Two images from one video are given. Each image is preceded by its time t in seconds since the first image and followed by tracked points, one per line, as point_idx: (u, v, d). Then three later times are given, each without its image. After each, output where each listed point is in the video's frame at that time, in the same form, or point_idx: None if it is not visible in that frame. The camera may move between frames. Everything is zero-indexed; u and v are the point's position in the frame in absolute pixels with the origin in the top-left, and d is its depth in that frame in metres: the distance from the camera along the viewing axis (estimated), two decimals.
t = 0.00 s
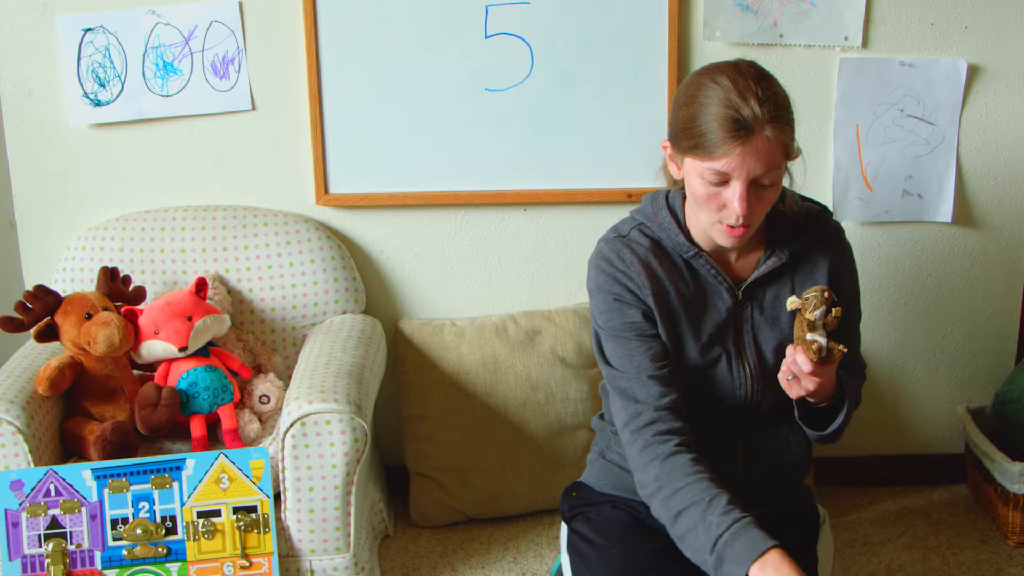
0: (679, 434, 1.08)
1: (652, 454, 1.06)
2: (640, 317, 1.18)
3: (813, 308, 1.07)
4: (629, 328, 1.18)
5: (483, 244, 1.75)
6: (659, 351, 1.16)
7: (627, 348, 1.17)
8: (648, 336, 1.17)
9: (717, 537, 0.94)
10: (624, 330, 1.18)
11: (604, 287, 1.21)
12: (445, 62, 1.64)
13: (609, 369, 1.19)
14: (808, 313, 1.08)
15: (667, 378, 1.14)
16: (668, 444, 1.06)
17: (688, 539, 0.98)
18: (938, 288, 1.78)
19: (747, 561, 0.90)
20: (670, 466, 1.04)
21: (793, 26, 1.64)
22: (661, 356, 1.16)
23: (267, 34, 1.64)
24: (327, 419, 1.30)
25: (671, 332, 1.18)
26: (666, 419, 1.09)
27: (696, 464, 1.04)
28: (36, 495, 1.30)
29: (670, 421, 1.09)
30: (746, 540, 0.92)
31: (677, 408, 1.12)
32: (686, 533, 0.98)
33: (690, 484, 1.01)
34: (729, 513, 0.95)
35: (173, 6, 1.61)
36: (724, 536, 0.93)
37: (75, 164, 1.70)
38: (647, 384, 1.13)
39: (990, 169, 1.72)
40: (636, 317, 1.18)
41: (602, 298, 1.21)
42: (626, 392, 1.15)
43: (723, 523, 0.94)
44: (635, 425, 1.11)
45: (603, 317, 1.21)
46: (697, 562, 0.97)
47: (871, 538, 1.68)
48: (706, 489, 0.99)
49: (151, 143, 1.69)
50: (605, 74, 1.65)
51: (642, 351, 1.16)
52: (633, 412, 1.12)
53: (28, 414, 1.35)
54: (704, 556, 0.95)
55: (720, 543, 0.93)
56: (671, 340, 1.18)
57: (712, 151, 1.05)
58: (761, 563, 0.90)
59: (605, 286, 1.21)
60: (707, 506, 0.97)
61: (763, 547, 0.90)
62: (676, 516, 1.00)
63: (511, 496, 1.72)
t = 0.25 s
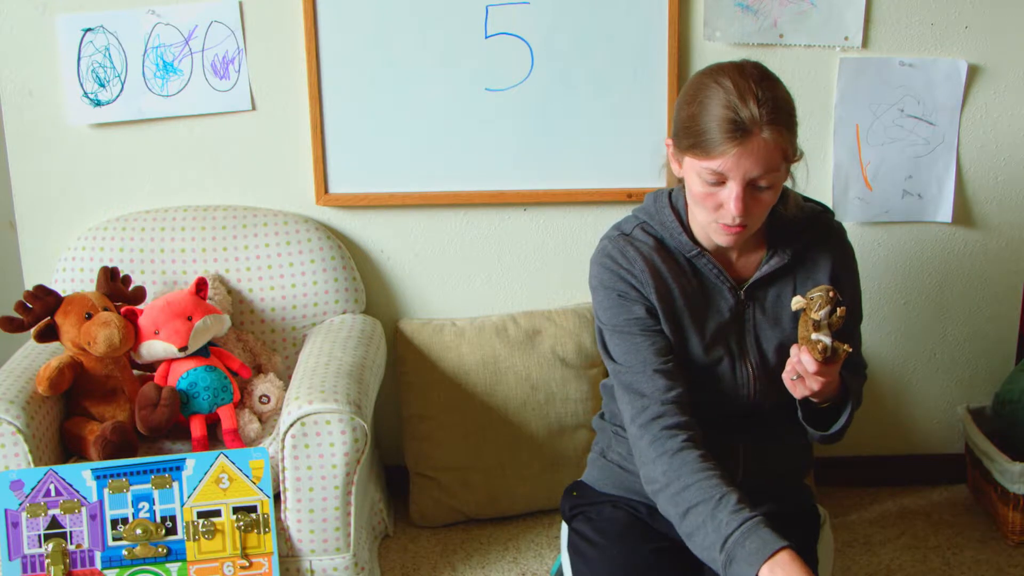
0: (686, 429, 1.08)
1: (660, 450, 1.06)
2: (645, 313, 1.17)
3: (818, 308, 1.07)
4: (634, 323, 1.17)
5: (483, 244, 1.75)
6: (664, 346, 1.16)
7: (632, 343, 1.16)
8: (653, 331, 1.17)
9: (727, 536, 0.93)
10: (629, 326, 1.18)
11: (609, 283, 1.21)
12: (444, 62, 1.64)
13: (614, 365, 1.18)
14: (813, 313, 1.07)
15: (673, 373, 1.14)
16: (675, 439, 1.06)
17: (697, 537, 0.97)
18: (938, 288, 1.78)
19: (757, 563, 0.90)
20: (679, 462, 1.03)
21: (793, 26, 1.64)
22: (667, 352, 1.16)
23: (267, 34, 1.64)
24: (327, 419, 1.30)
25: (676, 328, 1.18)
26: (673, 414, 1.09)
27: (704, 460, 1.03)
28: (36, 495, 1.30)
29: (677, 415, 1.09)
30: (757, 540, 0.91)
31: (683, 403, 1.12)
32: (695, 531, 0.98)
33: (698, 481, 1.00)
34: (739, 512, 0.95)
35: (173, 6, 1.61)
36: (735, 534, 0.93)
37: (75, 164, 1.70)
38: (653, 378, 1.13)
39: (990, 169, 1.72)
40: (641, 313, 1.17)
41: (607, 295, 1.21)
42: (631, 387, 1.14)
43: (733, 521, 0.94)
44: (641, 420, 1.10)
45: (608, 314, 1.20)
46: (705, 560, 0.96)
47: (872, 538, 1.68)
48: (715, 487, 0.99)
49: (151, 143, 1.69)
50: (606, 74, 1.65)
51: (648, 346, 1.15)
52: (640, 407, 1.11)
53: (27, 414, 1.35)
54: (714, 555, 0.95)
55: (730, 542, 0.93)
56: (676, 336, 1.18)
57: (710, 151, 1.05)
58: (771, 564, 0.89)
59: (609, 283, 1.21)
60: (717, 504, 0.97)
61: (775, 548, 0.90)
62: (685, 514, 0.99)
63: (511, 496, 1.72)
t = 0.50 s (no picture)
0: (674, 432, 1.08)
1: (647, 452, 1.06)
2: (641, 314, 1.18)
3: (818, 308, 1.07)
4: (629, 324, 1.18)
5: (483, 244, 1.75)
6: (658, 348, 1.16)
7: (626, 344, 1.16)
8: (647, 332, 1.17)
9: (706, 540, 0.94)
10: (623, 327, 1.18)
11: (605, 284, 1.21)
12: (444, 62, 1.64)
13: (608, 365, 1.19)
14: (813, 313, 1.07)
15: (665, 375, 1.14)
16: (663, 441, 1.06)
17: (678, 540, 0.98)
18: (938, 288, 1.78)
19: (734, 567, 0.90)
20: (665, 465, 1.03)
21: (793, 26, 1.64)
22: (661, 353, 1.16)
23: (267, 34, 1.64)
24: (327, 419, 1.30)
25: (672, 329, 1.18)
26: (663, 418, 1.09)
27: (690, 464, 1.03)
28: (36, 495, 1.30)
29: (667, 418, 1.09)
30: (736, 543, 0.92)
31: (674, 405, 1.12)
32: (677, 533, 0.98)
33: (682, 484, 1.00)
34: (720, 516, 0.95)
35: (173, 6, 1.61)
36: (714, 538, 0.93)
37: (76, 164, 1.70)
38: (645, 380, 1.13)
39: (990, 169, 1.72)
40: (636, 314, 1.17)
41: (604, 296, 1.21)
42: (623, 389, 1.14)
43: (712, 525, 0.94)
44: (631, 422, 1.10)
45: (604, 314, 1.20)
46: (687, 562, 0.97)
47: (871, 538, 1.68)
48: (698, 491, 0.99)
49: (151, 143, 1.69)
50: (606, 74, 1.65)
51: (642, 349, 1.15)
52: (630, 411, 1.12)
53: (28, 414, 1.35)
54: (694, 558, 0.95)
55: (709, 546, 0.93)
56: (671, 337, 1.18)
57: (711, 152, 1.05)
58: (748, 569, 0.90)
59: (606, 283, 1.21)
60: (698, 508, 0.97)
61: (751, 553, 0.90)
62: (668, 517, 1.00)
63: (512, 495, 1.72)
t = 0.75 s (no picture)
0: (667, 427, 1.07)
1: (636, 451, 1.06)
2: (639, 312, 1.18)
3: (821, 308, 1.07)
4: (627, 321, 1.18)
5: (483, 245, 1.75)
6: (656, 344, 1.16)
7: (622, 340, 1.17)
8: (645, 329, 1.17)
9: (676, 551, 0.94)
10: (621, 324, 1.18)
11: (604, 281, 1.21)
12: (444, 62, 1.64)
13: (605, 361, 1.19)
14: (816, 312, 1.07)
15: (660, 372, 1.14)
16: (654, 439, 1.06)
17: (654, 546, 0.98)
18: (938, 288, 1.78)
19: None
20: (650, 466, 1.04)
21: (793, 27, 1.64)
22: (659, 349, 1.16)
23: (267, 34, 1.64)
24: (327, 419, 1.30)
25: (670, 327, 1.18)
26: (656, 414, 1.09)
27: (677, 466, 1.03)
28: (36, 495, 1.30)
29: (660, 414, 1.09)
30: (703, 560, 0.92)
31: (669, 401, 1.11)
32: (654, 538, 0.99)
33: (664, 489, 1.01)
34: (692, 528, 0.95)
35: (172, 6, 1.61)
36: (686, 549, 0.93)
37: (76, 165, 1.70)
38: (640, 376, 1.13)
39: (990, 169, 1.72)
40: (633, 311, 1.18)
41: (603, 292, 1.21)
42: (619, 385, 1.14)
43: (684, 536, 0.94)
44: (625, 418, 1.10)
45: (603, 311, 1.21)
46: (660, 570, 0.98)
47: (871, 538, 1.68)
48: (677, 500, 0.99)
49: (151, 143, 1.69)
50: (606, 74, 1.65)
51: (639, 344, 1.15)
52: (624, 405, 1.12)
53: (27, 414, 1.35)
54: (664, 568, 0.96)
55: (677, 559, 0.94)
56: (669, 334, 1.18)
57: (710, 153, 1.05)
58: None
59: (605, 281, 1.21)
60: (674, 517, 0.97)
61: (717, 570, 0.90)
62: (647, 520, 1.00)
63: (512, 495, 1.72)
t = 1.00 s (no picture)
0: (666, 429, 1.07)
1: (636, 453, 1.06)
2: (638, 312, 1.18)
3: (819, 307, 1.07)
4: (627, 322, 1.18)
5: (483, 245, 1.75)
6: (655, 345, 1.16)
7: (622, 341, 1.16)
8: (645, 330, 1.17)
9: (678, 553, 0.94)
10: (621, 324, 1.18)
11: (604, 282, 1.21)
12: (444, 62, 1.64)
13: (605, 361, 1.19)
14: (814, 312, 1.07)
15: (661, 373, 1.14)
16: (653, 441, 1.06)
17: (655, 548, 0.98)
18: (938, 288, 1.78)
19: None
20: (650, 467, 1.03)
21: (793, 27, 1.64)
22: (658, 350, 1.16)
23: (267, 34, 1.64)
24: (327, 419, 1.30)
25: (670, 328, 1.18)
26: (656, 415, 1.09)
27: (677, 468, 1.03)
28: (36, 495, 1.30)
29: (659, 415, 1.09)
30: (706, 562, 0.92)
31: (668, 403, 1.11)
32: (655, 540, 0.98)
33: (664, 490, 1.00)
34: (694, 530, 0.95)
35: (173, 6, 1.61)
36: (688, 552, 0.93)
37: (76, 165, 1.70)
38: (640, 377, 1.13)
39: (990, 169, 1.72)
40: (633, 312, 1.18)
41: (602, 293, 1.21)
42: (618, 385, 1.14)
43: (687, 539, 0.94)
44: (624, 419, 1.10)
45: (603, 311, 1.21)
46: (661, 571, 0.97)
47: (871, 538, 1.68)
48: (678, 503, 0.99)
49: (151, 143, 1.69)
50: (606, 75, 1.65)
51: (639, 344, 1.15)
52: (624, 406, 1.11)
53: (28, 414, 1.35)
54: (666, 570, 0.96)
55: (679, 561, 0.94)
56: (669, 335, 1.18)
57: (708, 153, 1.05)
58: None
59: (604, 282, 1.21)
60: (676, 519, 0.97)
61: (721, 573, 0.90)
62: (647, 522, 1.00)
63: (512, 495, 1.72)
